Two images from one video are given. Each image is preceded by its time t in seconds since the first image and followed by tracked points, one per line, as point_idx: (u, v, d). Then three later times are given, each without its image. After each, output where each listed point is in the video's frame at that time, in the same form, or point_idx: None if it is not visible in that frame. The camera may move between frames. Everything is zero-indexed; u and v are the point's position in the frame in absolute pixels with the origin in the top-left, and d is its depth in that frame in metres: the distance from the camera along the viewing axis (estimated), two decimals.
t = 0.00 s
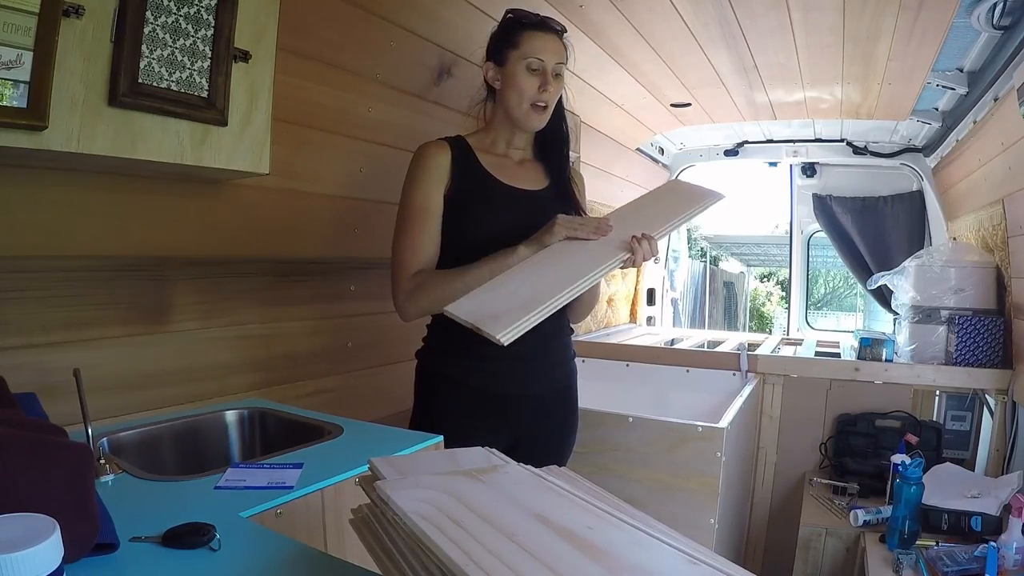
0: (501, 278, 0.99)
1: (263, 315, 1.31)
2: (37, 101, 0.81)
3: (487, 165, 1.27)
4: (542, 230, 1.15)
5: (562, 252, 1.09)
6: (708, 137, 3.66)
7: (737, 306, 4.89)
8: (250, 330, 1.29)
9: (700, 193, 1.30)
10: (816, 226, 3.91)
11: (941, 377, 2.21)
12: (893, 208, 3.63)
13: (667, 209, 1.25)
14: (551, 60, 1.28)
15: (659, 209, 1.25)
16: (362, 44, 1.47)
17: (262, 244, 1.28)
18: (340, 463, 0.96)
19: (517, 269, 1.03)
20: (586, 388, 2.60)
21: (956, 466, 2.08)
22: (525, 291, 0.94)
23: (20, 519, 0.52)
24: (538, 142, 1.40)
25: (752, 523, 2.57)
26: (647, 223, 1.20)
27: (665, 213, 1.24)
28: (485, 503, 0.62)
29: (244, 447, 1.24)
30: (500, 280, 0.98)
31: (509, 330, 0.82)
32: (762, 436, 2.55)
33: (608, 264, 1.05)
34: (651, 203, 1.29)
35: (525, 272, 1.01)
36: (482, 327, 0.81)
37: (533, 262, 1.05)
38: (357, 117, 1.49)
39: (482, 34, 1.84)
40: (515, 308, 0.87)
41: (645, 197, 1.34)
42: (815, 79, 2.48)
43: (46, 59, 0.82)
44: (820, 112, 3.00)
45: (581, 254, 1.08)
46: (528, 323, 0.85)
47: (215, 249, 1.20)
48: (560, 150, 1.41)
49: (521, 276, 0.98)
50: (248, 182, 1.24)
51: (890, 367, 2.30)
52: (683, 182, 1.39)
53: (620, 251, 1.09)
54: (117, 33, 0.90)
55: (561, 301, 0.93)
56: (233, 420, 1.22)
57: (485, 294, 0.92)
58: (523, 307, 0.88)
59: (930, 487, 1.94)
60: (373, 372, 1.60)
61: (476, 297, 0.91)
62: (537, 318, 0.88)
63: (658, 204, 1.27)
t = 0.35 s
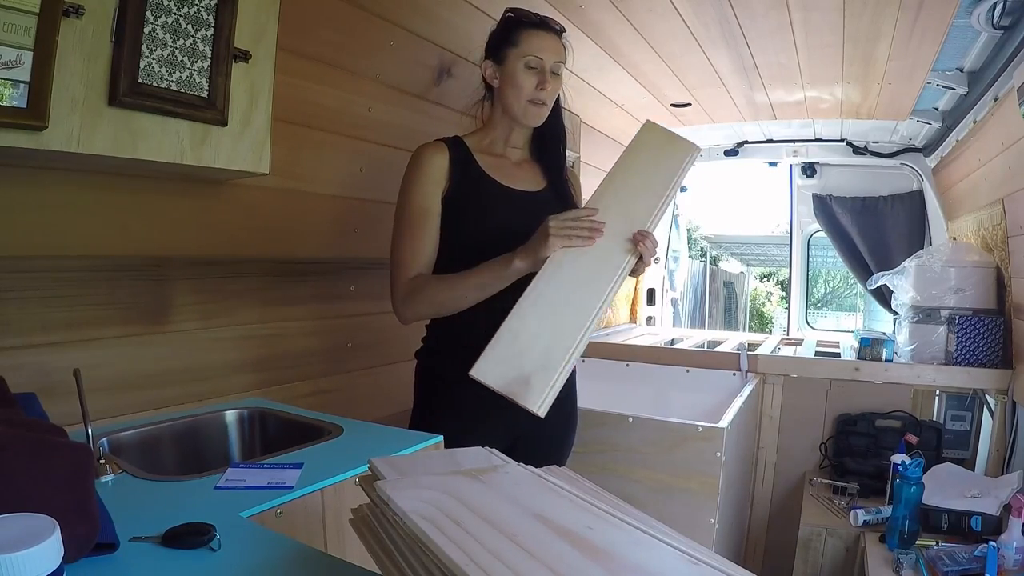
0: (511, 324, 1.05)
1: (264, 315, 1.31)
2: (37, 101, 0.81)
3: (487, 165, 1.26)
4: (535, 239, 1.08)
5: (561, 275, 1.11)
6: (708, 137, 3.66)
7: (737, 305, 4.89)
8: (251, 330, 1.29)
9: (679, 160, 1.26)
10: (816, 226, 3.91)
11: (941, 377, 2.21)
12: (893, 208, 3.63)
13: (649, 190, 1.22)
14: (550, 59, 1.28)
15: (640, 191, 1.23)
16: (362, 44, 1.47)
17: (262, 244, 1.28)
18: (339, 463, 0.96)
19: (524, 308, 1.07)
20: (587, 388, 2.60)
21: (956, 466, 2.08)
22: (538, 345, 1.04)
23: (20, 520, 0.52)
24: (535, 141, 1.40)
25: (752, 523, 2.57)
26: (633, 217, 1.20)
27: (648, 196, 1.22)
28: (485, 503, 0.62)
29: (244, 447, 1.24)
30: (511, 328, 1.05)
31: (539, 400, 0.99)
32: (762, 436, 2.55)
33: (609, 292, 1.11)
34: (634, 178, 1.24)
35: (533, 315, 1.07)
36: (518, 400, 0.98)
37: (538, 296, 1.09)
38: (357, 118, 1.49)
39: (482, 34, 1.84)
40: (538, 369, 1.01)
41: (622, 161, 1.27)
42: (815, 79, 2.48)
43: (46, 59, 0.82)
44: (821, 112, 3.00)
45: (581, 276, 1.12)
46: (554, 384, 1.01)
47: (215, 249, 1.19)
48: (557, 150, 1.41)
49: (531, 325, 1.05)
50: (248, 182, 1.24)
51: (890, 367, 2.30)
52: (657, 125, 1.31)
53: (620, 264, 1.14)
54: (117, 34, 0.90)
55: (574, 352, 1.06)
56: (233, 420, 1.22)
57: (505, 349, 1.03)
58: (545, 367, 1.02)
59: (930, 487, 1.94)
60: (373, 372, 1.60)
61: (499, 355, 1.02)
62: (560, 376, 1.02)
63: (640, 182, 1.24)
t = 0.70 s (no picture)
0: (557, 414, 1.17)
1: (264, 315, 1.31)
2: (37, 100, 0.81)
3: (483, 164, 1.27)
4: (533, 294, 1.07)
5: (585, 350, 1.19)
6: (708, 137, 3.66)
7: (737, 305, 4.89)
8: (250, 330, 1.29)
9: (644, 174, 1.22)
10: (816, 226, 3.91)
11: (941, 377, 2.21)
12: (893, 208, 3.63)
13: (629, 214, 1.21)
14: (536, 53, 1.28)
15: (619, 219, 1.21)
16: (362, 44, 1.47)
17: (263, 244, 1.28)
18: (339, 463, 0.96)
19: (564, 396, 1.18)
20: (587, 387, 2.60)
21: (956, 466, 2.08)
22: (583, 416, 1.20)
23: (20, 520, 0.52)
24: (536, 145, 1.40)
25: (752, 523, 2.57)
26: (621, 249, 1.21)
27: (626, 219, 1.21)
28: (485, 503, 0.62)
29: (244, 447, 1.24)
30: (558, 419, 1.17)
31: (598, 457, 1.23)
32: (762, 436, 2.55)
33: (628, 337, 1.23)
34: (612, 209, 1.20)
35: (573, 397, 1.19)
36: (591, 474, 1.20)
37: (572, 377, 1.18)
38: (358, 118, 1.49)
39: (482, 34, 1.84)
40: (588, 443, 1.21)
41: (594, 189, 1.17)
42: (815, 78, 2.48)
43: (46, 59, 0.82)
44: (820, 112, 3.00)
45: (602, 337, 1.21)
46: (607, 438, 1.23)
47: (215, 249, 1.19)
48: (559, 154, 1.40)
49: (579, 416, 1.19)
50: (249, 183, 1.24)
51: (890, 367, 2.29)
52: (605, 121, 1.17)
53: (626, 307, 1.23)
54: (117, 33, 0.90)
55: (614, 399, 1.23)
56: (233, 419, 1.22)
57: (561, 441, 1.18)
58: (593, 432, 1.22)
59: (930, 487, 1.94)
60: (373, 372, 1.60)
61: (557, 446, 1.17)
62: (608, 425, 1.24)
63: (616, 213, 1.20)
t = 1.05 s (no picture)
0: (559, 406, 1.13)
1: (264, 315, 1.31)
2: (37, 100, 0.81)
3: (479, 164, 1.26)
4: (511, 311, 1.08)
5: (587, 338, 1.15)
6: (708, 137, 3.66)
7: (737, 305, 4.90)
8: (250, 330, 1.29)
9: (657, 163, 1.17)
10: (816, 226, 3.91)
11: (941, 377, 2.22)
12: (893, 208, 3.64)
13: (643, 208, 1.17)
14: (534, 52, 1.28)
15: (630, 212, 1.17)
16: (362, 43, 1.47)
17: (262, 244, 1.28)
18: (339, 463, 0.96)
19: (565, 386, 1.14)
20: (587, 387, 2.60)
21: (956, 467, 2.08)
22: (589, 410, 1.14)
23: (20, 520, 0.52)
24: (535, 147, 1.40)
25: (752, 523, 2.57)
26: (629, 238, 1.17)
27: (641, 209, 1.17)
28: (485, 503, 0.62)
29: (244, 447, 1.24)
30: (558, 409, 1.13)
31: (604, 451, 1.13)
32: (762, 436, 2.55)
33: (638, 329, 1.16)
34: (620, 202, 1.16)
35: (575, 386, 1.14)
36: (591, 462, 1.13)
37: (576, 367, 1.15)
38: (358, 118, 1.49)
39: (482, 33, 1.84)
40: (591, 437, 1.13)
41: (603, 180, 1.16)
42: (815, 79, 2.48)
43: (46, 59, 0.82)
44: (820, 112, 2.99)
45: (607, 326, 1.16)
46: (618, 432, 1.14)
47: (216, 249, 1.19)
48: (557, 155, 1.40)
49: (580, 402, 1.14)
50: (249, 183, 1.24)
51: (890, 367, 2.30)
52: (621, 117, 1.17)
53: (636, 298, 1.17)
54: (117, 33, 0.90)
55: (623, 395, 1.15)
56: (233, 419, 1.22)
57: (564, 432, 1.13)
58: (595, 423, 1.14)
59: (930, 487, 1.94)
60: (373, 371, 1.60)
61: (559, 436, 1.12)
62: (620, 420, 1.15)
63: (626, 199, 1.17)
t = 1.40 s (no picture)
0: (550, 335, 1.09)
1: (264, 315, 1.31)
2: (37, 101, 0.81)
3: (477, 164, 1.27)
4: (480, 348, 0.97)
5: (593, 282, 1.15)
6: (707, 137, 3.66)
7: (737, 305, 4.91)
8: (250, 330, 1.29)
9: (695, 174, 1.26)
10: (816, 226, 3.91)
11: (941, 377, 2.21)
12: (893, 208, 3.64)
13: (671, 205, 1.24)
14: (534, 53, 1.29)
15: (658, 203, 1.23)
16: (362, 44, 1.47)
17: (262, 244, 1.28)
18: (338, 464, 0.96)
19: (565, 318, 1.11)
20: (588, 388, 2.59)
21: (956, 467, 2.08)
22: (574, 362, 1.08)
23: (20, 520, 0.51)
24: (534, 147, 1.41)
25: (752, 523, 2.57)
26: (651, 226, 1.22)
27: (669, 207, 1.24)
28: (485, 503, 0.62)
29: (245, 447, 1.24)
30: (552, 337, 1.08)
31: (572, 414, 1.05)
32: (762, 436, 2.55)
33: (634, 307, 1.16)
34: (651, 190, 1.24)
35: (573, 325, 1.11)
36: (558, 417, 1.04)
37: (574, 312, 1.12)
38: (357, 117, 1.49)
39: (482, 34, 1.84)
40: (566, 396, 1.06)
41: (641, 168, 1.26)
42: (815, 79, 2.48)
43: (46, 59, 0.82)
44: (820, 112, 2.99)
45: (611, 287, 1.16)
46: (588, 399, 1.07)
47: (216, 249, 1.19)
48: (555, 154, 1.40)
49: (566, 347, 1.09)
50: (249, 183, 1.24)
51: (890, 367, 2.30)
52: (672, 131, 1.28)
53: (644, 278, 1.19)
54: (117, 33, 0.90)
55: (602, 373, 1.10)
56: (233, 419, 1.22)
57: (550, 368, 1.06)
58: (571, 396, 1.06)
59: (930, 487, 1.94)
60: (373, 371, 1.60)
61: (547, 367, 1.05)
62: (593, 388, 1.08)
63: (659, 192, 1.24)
